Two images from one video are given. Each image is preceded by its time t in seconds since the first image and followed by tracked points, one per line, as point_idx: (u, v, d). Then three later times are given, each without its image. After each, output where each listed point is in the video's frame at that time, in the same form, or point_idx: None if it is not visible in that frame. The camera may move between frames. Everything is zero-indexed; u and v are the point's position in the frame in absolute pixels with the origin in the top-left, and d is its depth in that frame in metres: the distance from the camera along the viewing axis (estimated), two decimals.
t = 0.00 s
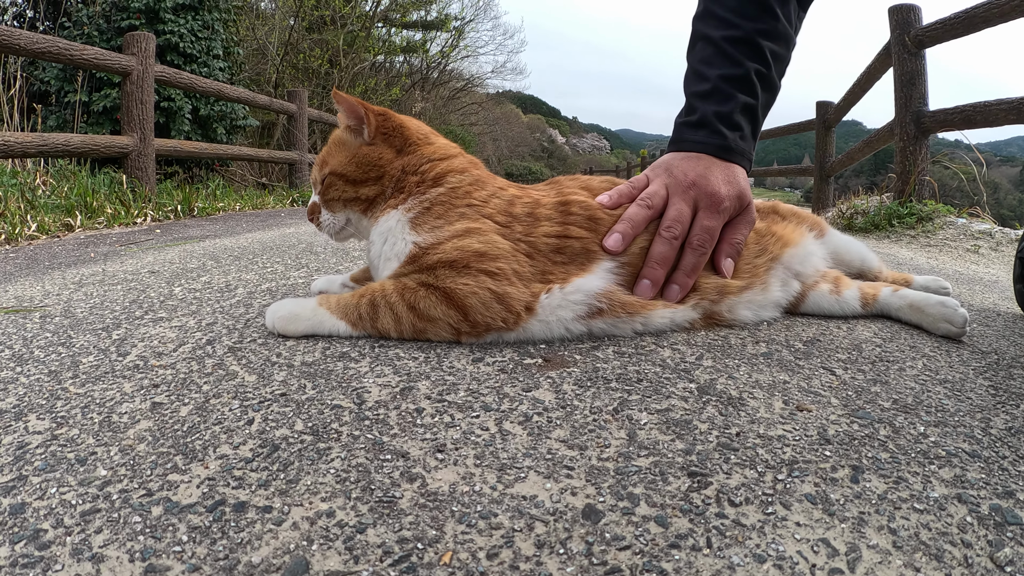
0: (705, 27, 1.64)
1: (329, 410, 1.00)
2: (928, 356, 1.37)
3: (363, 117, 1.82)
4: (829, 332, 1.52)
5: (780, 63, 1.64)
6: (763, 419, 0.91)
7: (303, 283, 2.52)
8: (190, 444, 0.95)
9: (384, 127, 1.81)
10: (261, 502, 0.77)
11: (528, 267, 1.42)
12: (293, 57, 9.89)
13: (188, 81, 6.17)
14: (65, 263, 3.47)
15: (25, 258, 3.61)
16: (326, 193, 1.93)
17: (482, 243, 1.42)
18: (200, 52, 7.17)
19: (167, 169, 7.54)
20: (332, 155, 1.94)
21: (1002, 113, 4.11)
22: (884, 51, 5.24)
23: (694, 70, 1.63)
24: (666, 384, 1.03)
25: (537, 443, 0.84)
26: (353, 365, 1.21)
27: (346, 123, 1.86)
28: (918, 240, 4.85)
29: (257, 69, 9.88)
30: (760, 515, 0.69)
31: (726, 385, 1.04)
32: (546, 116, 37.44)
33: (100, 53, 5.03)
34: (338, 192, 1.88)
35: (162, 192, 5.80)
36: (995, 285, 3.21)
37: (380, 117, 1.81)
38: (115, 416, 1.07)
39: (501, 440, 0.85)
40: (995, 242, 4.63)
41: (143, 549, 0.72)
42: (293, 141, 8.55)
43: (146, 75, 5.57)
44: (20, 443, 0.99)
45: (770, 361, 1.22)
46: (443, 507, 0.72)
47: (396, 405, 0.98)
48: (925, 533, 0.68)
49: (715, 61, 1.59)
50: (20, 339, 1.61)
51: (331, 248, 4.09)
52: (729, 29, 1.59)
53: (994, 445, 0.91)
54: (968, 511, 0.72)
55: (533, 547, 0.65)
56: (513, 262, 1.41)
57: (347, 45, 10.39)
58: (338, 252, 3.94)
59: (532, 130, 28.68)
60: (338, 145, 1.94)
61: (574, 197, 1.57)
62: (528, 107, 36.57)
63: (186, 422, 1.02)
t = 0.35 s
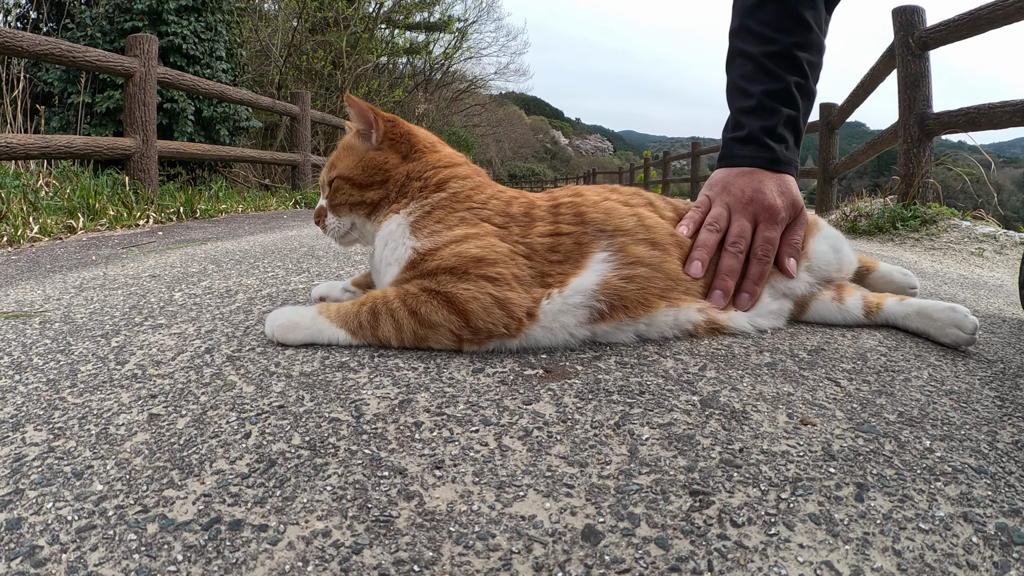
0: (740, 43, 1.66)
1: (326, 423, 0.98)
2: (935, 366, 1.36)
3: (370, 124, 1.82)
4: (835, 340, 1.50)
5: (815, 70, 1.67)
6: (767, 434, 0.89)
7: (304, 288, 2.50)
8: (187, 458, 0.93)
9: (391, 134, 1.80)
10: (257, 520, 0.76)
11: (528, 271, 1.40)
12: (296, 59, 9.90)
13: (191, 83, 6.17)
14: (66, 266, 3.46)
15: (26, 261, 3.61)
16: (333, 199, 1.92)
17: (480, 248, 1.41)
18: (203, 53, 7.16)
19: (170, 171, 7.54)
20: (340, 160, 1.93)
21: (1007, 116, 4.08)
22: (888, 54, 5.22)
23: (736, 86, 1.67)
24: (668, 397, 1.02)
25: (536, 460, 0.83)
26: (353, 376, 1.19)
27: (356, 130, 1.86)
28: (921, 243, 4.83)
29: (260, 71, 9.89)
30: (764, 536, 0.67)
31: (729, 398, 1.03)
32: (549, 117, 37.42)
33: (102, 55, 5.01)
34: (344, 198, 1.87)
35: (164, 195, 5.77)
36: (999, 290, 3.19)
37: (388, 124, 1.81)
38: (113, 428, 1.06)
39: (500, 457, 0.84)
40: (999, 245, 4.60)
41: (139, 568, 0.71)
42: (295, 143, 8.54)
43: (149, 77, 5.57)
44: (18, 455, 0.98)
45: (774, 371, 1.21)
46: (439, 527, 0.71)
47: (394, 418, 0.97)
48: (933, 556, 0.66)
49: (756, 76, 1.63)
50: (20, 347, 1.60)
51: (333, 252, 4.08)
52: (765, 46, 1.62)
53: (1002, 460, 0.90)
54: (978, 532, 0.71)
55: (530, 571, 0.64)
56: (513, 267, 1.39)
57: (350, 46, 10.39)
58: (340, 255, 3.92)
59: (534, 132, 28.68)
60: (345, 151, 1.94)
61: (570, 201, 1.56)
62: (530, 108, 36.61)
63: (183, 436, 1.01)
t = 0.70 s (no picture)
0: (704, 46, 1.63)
1: (300, 416, 0.95)
2: (932, 365, 1.32)
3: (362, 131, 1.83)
4: (830, 339, 1.46)
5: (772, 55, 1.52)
6: (751, 432, 0.86)
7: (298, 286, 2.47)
8: (161, 449, 0.89)
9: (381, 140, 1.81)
10: (219, 510, 0.73)
11: (503, 241, 1.38)
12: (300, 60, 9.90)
13: (193, 83, 6.15)
14: (65, 265, 3.44)
15: (27, 260, 3.59)
16: (322, 202, 1.89)
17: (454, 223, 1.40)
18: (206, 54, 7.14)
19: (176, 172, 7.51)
20: (330, 167, 1.91)
21: (1009, 114, 4.03)
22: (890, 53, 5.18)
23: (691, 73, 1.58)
24: (650, 395, 0.99)
25: (507, 456, 0.80)
26: (333, 371, 1.15)
27: (344, 139, 1.86)
28: (924, 243, 4.77)
29: (264, 71, 9.89)
30: (739, 540, 0.64)
31: (714, 396, 1.00)
32: (554, 119, 37.38)
33: (106, 56, 4.99)
34: (334, 199, 1.84)
35: (166, 195, 5.75)
36: (1003, 290, 3.14)
37: (378, 132, 1.81)
38: (93, 419, 1.01)
39: (470, 452, 0.81)
40: (1003, 245, 4.54)
41: (100, 553, 0.68)
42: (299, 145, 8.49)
43: (152, 78, 5.55)
44: None
45: (763, 370, 1.17)
46: (398, 522, 0.68)
47: (368, 413, 0.94)
48: (918, 563, 0.63)
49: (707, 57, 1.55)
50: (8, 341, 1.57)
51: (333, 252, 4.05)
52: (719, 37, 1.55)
53: (997, 463, 0.86)
54: (967, 538, 0.67)
55: (486, 569, 0.61)
56: (489, 237, 1.37)
57: (354, 47, 10.40)
58: (339, 255, 3.89)
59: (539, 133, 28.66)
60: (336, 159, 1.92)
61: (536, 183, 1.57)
62: (535, 110, 36.63)
63: (161, 427, 0.95)
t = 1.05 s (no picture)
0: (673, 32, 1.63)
1: (291, 438, 0.92)
2: (943, 381, 1.28)
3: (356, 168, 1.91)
4: (838, 352, 1.42)
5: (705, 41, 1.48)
6: (755, 460, 0.83)
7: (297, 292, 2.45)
8: (147, 471, 0.87)
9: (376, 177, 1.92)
10: (203, 542, 0.71)
11: (482, 225, 1.52)
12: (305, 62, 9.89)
13: (197, 85, 6.14)
14: (66, 269, 3.42)
15: (29, 263, 3.59)
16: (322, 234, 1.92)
17: (441, 215, 1.52)
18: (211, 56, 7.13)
19: (180, 174, 7.51)
20: (329, 202, 1.97)
21: (1019, 116, 3.97)
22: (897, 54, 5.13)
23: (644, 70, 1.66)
24: (652, 417, 0.96)
25: (502, 485, 0.78)
26: (327, 388, 1.13)
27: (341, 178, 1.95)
28: (931, 247, 4.72)
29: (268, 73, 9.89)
30: None
31: (717, 417, 0.97)
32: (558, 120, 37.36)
33: (109, 58, 4.97)
34: (335, 229, 1.87)
35: (170, 197, 5.75)
36: (1014, 296, 3.10)
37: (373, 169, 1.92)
38: (80, 437, 0.99)
39: (462, 481, 0.79)
40: (1011, 249, 4.49)
41: None
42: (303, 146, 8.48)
43: (156, 80, 5.53)
44: None
45: (770, 388, 1.14)
46: (386, 558, 0.66)
47: (360, 435, 0.92)
48: None
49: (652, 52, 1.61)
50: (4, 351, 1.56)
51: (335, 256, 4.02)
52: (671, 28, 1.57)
53: (1013, 492, 0.83)
54: None
55: None
56: (469, 223, 1.51)
57: (359, 49, 10.39)
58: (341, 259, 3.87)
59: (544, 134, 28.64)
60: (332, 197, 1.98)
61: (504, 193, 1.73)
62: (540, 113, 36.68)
63: (148, 447, 0.93)
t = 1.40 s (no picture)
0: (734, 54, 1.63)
1: (290, 455, 0.89)
2: (967, 392, 1.24)
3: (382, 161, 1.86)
4: (858, 360, 1.38)
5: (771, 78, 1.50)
6: (777, 481, 0.80)
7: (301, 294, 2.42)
8: (138, 490, 0.83)
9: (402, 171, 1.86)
10: (194, 570, 0.68)
11: (508, 239, 1.48)
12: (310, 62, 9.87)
13: (201, 85, 6.11)
14: (69, 270, 3.40)
15: (32, 263, 3.57)
16: (347, 227, 1.92)
17: (469, 228, 1.49)
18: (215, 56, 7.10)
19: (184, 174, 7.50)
20: (353, 195, 1.95)
21: None
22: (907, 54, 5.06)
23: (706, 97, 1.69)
24: (670, 432, 0.92)
25: (513, 510, 0.74)
26: (326, 399, 1.09)
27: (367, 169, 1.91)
28: (941, 249, 4.67)
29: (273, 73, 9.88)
30: None
31: (736, 432, 0.93)
32: (563, 120, 37.27)
33: (113, 57, 4.95)
34: (360, 225, 1.87)
35: (174, 196, 5.73)
36: None
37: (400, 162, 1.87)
38: (71, 451, 0.96)
39: (470, 505, 0.75)
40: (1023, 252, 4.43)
41: None
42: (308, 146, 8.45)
43: (159, 79, 5.51)
44: None
45: (790, 399, 1.10)
46: None
47: (362, 451, 0.88)
48: None
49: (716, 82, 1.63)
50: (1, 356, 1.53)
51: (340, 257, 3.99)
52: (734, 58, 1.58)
53: None
54: None
55: None
56: (498, 239, 1.47)
57: (364, 48, 10.36)
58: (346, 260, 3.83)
59: (549, 134, 28.57)
60: (359, 186, 1.96)
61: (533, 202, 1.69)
62: (545, 112, 36.61)
63: (140, 463, 0.90)
